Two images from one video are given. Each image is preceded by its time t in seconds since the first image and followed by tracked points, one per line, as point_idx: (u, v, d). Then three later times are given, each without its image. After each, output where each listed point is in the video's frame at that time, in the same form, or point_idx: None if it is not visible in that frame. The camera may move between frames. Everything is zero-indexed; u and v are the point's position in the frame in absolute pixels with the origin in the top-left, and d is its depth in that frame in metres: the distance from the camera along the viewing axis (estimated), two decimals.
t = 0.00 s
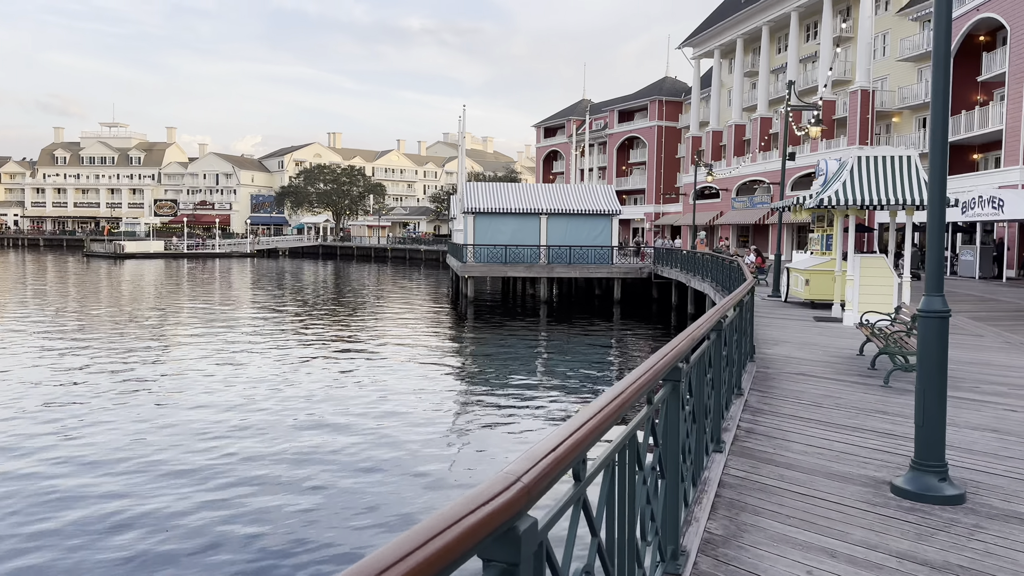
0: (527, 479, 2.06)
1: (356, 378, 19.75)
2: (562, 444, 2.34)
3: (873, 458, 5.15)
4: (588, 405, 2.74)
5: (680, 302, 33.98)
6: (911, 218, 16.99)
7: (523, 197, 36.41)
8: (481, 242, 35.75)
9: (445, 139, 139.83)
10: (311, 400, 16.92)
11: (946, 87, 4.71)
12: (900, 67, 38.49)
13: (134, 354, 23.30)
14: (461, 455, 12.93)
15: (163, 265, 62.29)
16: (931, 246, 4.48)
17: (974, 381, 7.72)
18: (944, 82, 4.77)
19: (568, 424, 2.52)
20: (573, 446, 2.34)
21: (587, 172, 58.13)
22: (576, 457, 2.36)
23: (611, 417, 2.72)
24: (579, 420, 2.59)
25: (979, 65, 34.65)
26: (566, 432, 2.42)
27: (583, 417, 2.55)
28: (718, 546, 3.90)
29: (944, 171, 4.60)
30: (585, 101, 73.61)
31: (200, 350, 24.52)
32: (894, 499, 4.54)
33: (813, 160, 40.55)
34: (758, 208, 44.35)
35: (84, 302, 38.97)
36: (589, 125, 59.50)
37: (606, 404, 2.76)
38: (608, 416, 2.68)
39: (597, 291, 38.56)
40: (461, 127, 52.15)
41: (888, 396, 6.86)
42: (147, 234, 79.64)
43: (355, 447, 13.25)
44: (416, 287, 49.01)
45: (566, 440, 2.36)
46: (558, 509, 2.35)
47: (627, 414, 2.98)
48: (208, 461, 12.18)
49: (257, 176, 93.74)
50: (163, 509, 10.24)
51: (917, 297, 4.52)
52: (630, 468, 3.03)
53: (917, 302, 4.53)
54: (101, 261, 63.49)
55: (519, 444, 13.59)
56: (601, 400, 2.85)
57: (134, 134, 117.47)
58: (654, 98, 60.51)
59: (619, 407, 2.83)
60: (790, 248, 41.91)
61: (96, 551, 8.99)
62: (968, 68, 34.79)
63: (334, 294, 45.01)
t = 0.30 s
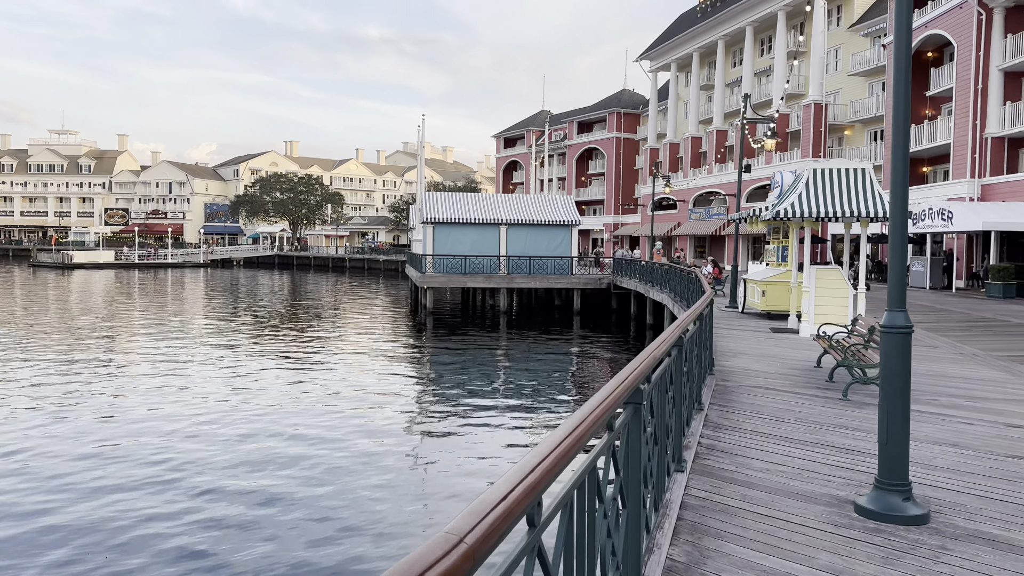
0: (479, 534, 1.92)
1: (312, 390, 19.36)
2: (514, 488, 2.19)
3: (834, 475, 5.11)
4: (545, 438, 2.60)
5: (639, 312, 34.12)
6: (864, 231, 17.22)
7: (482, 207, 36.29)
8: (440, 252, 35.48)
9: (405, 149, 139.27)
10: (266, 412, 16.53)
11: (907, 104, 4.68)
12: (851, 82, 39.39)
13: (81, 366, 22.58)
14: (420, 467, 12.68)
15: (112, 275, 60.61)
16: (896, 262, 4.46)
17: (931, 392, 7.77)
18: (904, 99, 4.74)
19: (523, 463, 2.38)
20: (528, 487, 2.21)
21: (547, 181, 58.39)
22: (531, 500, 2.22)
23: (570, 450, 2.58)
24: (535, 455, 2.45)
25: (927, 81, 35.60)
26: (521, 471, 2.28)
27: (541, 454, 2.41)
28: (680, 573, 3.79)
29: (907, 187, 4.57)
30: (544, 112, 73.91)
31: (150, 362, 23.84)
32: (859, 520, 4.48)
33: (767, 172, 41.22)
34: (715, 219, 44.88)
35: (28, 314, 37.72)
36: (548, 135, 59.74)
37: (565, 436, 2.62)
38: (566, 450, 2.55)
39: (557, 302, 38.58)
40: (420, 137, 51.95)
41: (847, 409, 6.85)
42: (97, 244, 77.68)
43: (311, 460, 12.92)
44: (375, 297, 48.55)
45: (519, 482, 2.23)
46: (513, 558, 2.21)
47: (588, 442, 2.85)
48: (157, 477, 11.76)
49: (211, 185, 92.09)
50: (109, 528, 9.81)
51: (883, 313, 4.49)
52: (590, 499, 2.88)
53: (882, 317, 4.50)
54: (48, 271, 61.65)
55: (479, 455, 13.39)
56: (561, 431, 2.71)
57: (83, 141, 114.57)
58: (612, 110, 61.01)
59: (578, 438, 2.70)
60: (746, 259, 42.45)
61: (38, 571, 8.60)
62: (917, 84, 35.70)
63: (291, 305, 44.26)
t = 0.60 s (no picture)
0: (434, 555, 1.77)
1: (274, 401, 18.98)
2: (472, 503, 2.03)
3: (799, 489, 5.04)
4: (506, 449, 2.46)
5: (605, 322, 34.16)
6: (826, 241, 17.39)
7: (448, 216, 36.07)
8: (405, 262, 35.16)
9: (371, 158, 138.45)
10: (226, 424, 16.19)
11: (870, 116, 4.66)
12: (813, 94, 40.02)
13: (34, 379, 21.93)
14: (383, 479, 12.46)
15: (68, 285, 59.16)
16: (860, 273, 4.42)
17: (893, 401, 7.80)
18: (867, 110, 4.72)
19: (481, 477, 2.24)
20: (486, 502, 2.05)
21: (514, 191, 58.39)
22: (490, 516, 2.06)
23: (532, 460, 2.44)
24: (496, 468, 2.30)
25: (886, 93, 36.29)
26: (478, 487, 2.13)
27: (498, 467, 2.28)
28: None
29: (870, 198, 4.54)
30: (511, 122, 73.99)
31: (107, 374, 23.24)
32: (824, 535, 4.41)
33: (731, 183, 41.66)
34: (680, 229, 45.24)
35: None
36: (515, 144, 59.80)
37: (527, 447, 2.48)
38: (530, 461, 2.40)
39: (524, 311, 38.50)
40: (385, 146, 51.67)
41: (811, 420, 6.82)
42: (54, 253, 75.90)
43: (273, 475, 12.61)
44: (340, 307, 48.06)
45: (478, 497, 2.07)
46: None
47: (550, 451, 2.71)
48: (113, 492, 11.39)
49: (173, 193, 90.54)
50: (60, 547, 9.43)
51: (847, 324, 4.44)
52: (550, 518, 2.75)
53: (845, 328, 4.45)
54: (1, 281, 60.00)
55: (444, 466, 13.22)
56: (522, 440, 2.57)
57: (41, 147, 112.16)
58: (578, 120, 61.29)
59: (542, 445, 2.57)
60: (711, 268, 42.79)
61: None
62: (877, 96, 36.37)
63: (255, 316, 43.58)
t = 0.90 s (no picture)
0: (362, 568, 1.66)
1: (244, 415, 18.64)
2: (408, 519, 1.92)
3: (768, 504, 4.93)
4: (452, 461, 2.35)
5: (581, 332, 34.10)
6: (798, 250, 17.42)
7: (423, 226, 35.84)
8: (379, 273, 34.90)
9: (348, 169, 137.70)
10: (194, 439, 15.87)
11: (837, 125, 4.58)
12: (785, 105, 40.43)
13: None
14: (353, 494, 12.21)
15: (37, 298, 58.07)
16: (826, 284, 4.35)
17: (864, 412, 7.75)
18: (832, 120, 4.65)
19: (419, 493, 2.11)
20: (422, 519, 1.95)
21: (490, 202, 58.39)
22: (426, 531, 1.96)
23: (478, 474, 2.33)
24: (439, 481, 2.19)
25: (857, 104, 36.72)
26: (414, 505, 2.00)
27: (440, 481, 2.17)
28: None
29: (835, 207, 4.47)
30: (487, 133, 73.98)
31: (72, 387, 22.76)
32: (791, 553, 4.30)
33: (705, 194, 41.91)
34: (655, 239, 45.41)
35: None
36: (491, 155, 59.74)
37: (474, 459, 2.37)
38: (474, 474, 2.28)
39: (499, 322, 38.35)
40: (359, 156, 51.40)
41: (782, 431, 6.72)
42: (21, 266, 74.55)
43: (239, 490, 12.34)
44: (315, 319, 47.60)
45: (414, 512, 1.96)
46: None
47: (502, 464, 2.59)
48: (73, 513, 11.09)
49: (145, 205, 89.42)
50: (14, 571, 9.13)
51: (814, 335, 4.35)
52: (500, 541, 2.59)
53: (812, 338, 4.37)
54: None
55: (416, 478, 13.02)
56: (470, 453, 2.46)
57: (10, 158, 110.42)
58: (554, 131, 61.40)
59: (492, 457, 2.45)
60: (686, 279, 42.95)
61: None
62: (848, 107, 36.79)
63: (228, 328, 43.01)
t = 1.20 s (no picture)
0: None
1: (223, 428, 18.40)
2: (349, 550, 1.81)
3: (746, 524, 4.80)
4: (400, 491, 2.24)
5: (566, 343, 34.01)
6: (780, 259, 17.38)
7: (407, 237, 35.69)
8: (363, 284, 34.69)
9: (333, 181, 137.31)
10: (172, 452, 15.62)
11: (812, 137, 4.49)
12: (767, 116, 40.64)
13: None
14: (332, 508, 11.97)
15: (17, 311, 57.39)
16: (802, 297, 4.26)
17: (847, 424, 7.64)
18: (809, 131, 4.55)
19: (365, 524, 1.97)
20: (367, 548, 1.84)
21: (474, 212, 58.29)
22: (371, 563, 1.85)
23: (434, 498, 2.22)
24: (392, 505, 2.08)
25: (838, 114, 36.97)
26: (357, 539, 1.86)
27: (385, 515, 2.05)
28: None
29: (811, 218, 4.37)
30: (472, 144, 74.01)
31: (49, 401, 22.40)
32: None
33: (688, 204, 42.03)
34: (639, 249, 45.45)
35: None
36: (475, 165, 59.74)
37: (429, 483, 2.26)
38: (428, 499, 2.18)
39: (484, 333, 38.19)
40: (343, 167, 51.30)
41: (763, 446, 6.61)
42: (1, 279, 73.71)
43: (216, 504, 12.11)
44: (298, 331, 47.28)
45: (358, 542, 1.85)
46: None
47: (457, 491, 2.47)
48: (44, 529, 10.85)
49: (127, 217, 88.69)
50: None
51: (791, 351, 4.25)
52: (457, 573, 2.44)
53: (790, 353, 4.26)
54: None
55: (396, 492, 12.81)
56: (420, 481, 2.35)
57: None
58: (538, 142, 61.49)
59: (448, 483, 2.34)
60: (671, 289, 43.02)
61: None
62: (829, 118, 37.03)
63: (210, 340, 42.56)
